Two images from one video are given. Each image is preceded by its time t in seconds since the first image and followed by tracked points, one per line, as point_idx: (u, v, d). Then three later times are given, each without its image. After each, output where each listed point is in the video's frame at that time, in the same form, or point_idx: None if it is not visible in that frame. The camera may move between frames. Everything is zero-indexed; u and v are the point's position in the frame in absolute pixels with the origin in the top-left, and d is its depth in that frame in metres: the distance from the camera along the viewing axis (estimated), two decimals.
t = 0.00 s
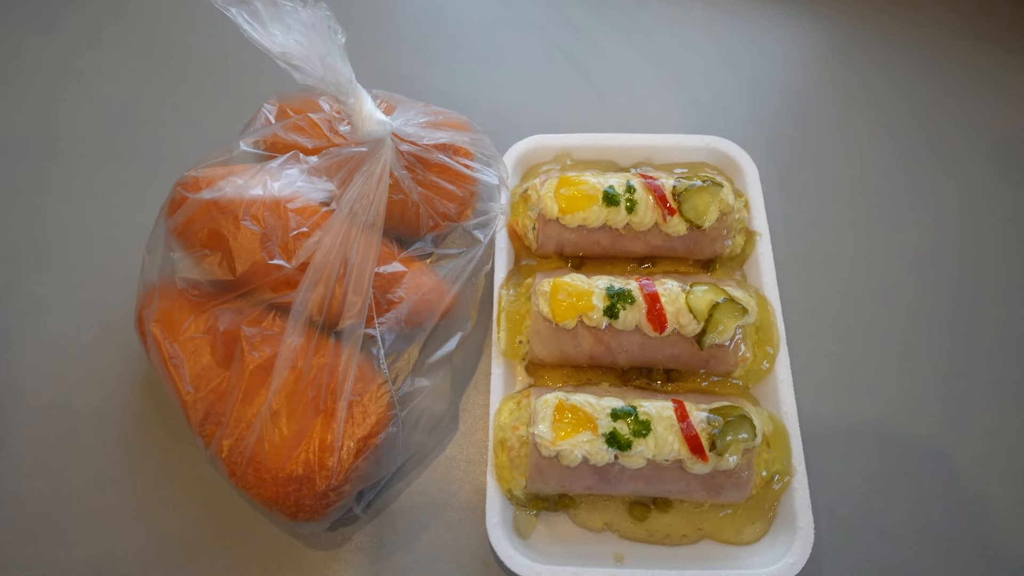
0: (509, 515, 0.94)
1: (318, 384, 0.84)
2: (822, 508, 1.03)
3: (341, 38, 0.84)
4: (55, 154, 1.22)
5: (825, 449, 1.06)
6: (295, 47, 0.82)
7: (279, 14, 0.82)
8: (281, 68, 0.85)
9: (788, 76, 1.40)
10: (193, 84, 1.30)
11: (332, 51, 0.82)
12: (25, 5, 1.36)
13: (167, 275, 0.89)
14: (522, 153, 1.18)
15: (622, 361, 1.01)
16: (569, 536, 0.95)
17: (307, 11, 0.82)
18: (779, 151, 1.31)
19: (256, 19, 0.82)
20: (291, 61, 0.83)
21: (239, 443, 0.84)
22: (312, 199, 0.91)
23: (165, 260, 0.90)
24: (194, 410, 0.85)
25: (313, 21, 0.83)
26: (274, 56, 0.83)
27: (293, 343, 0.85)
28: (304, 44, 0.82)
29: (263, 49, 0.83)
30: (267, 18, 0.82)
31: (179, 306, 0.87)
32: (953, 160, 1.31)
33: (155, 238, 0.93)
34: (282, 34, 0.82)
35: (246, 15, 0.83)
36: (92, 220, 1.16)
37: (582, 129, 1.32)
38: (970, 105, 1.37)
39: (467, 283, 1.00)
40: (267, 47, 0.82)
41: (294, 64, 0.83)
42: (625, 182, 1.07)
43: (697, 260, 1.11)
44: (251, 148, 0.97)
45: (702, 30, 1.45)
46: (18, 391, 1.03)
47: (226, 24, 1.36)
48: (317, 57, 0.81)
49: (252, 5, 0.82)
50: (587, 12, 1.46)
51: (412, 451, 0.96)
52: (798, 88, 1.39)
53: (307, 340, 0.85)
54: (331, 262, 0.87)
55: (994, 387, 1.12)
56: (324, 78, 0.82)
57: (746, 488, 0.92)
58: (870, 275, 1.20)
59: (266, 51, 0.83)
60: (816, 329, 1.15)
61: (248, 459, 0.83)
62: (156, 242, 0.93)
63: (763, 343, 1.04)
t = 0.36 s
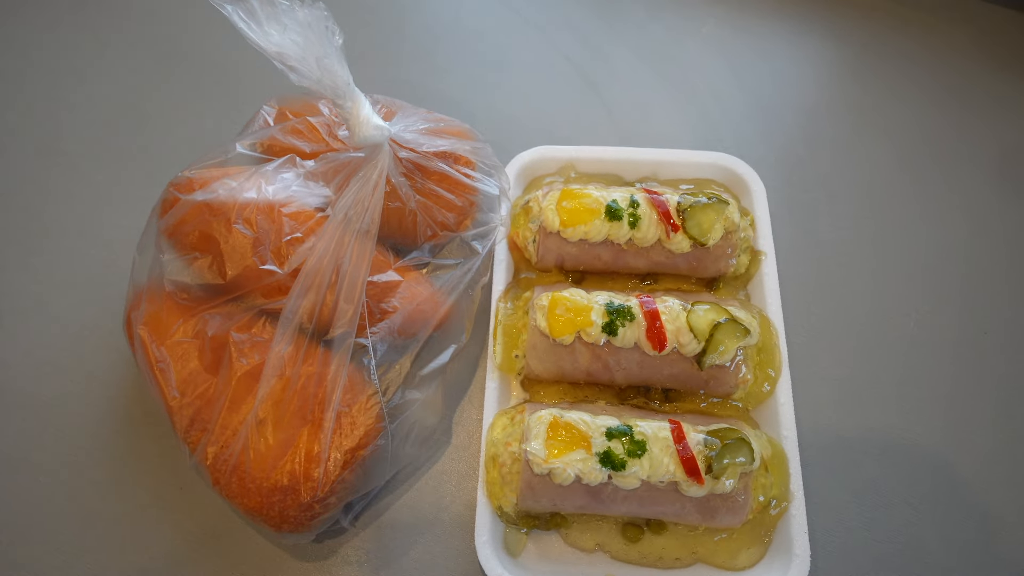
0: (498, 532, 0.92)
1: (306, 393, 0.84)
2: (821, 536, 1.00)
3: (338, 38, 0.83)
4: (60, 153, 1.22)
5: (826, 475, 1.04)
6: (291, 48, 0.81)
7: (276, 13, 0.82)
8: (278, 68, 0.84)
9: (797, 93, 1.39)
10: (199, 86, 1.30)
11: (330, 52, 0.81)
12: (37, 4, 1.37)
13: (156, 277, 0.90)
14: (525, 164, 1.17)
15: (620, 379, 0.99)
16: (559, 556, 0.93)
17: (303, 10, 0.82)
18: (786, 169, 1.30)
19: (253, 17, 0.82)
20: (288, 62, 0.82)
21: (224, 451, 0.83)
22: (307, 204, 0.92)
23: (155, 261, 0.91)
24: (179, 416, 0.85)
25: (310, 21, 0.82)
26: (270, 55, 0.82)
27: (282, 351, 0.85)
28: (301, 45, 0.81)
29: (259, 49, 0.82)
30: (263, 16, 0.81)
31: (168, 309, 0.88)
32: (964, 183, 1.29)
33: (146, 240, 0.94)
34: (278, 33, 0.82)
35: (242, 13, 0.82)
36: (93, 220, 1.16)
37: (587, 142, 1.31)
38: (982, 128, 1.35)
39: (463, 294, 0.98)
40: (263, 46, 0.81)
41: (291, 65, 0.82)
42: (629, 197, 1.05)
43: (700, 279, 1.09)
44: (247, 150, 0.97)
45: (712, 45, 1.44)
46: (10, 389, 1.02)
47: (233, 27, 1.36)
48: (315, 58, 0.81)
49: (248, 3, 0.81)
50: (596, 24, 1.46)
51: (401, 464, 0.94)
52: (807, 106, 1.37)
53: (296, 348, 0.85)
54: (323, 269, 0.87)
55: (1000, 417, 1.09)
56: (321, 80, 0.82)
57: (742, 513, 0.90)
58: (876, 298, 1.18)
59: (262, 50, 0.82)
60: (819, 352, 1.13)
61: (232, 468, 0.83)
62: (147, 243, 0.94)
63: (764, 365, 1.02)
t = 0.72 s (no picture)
0: (493, 534, 0.93)
1: (306, 390, 0.85)
2: (816, 547, 1.00)
3: (346, 43, 0.84)
4: (73, 148, 1.24)
5: (822, 486, 1.04)
6: (300, 51, 0.83)
7: (285, 16, 0.83)
8: (286, 70, 0.86)
9: (804, 105, 1.39)
10: (210, 86, 1.32)
11: (337, 56, 0.83)
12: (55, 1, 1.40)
13: (164, 272, 0.92)
14: (530, 169, 1.18)
15: (618, 384, 1.00)
16: (552, 559, 0.94)
17: (312, 14, 0.83)
18: (791, 180, 1.30)
19: (262, 19, 0.83)
20: (296, 64, 0.83)
21: (224, 445, 0.85)
22: (312, 204, 0.93)
23: (162, 257, 0.92)
24: (182, 409, 0.87)
25: (318, 25, 0.83)
26: (279, 58, 0.83)
27: (283, 348, 0.86)
28: (309, 49, 0.82)
29: (268, 51, 0.84)
30: (272, 19, 0.83)
31: (174, 303, 0.90)
32: (969, 198, 1.29)
33: (154, 236, 0.96)
34: (287, 36, 0.83)
35: (252, 16, 0.83)
36: (103, 215, 1.18)
37: (592, 148, 1.32)
38: (989, 144, 1.35)
39: (463, 296, 1.00)
40: (273, 49, 0.83)
41: (299, 67, 0.83)
42: (630, 204, 1.06)
43: (700, 287, 1.10)
44: (255, 150, 0.98)
45: (720, 55, 1.45)
46: (16, 380, 1.04)
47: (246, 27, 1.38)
48: (322, 61, 0.82)
49: (258, 6, 0.82)
50: (604, 32, 1.47)
51: (399, 463, 0.95)
52: (813, 117, 1.38)
53: (298, 346, 0.86)
54: (326, 268, 0.88)
55: (1000, 433, 1.09)
56: (328, 83, 0.83)
57: (737, 521, 0.90)
58: (877, 310, 1.18)
59: (271, 53, 0.83)
60: (819, 362, 1.13)
61: (231, 462, 0.84)
62: (155, 238, 0.95)
63: (762, 374, 1.02)
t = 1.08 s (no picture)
0: (494, 541, 0.93)
1: (308, 395, 0.85)
2: (818, 557, 0.99)
3: (350, 49, 0.85)
4: (83, 151, 1.26)
5: (824, 496, 1.03)
6: (305, 58, 0.83)
7: (291, 23, 0.83)
8: (290, 76, 0.86)
9: (810, 113, 1.39)
10: (218, 91, 1.33)
11: (342, 63, 0.83)
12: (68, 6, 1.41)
13: (169, 276, 0.93)
14: (534, 176, 1.19)
15: (620, 392, 1.00)
16: (553, 567, 0.94)
17: (317, 21, 0.83)
18: (796, 188, 1.30)
19: (268, 26, 0.83)
20: (301, 71, 0.84)
21: (227, 449, 0.85)
22: (317, 210, 0.93)
23: (168, 261, 0.93)
24: (186, 413, 0.87)
25: (323, 32, 0.84)
26: (284, 64, 0.84)
27: (286, 354, 0.86)
28: (314, 55, 0.83)
29: (273, 58, 0.84)
30: (278, 26, 0.83)
31: (179, 308, 0.90)
32: (975, 208, 1.29)
33: (159, 240, 0.97)
34: (292, 43, 0.83)
35: (257, 22, 0.83)
36: (112, 218, 1.19)
37: (597, 155, 1.32)
38: (996, 154, 1.34)
39: (467, 302, 1.00)
40: (278, 55, 0.83)
41: (304, 73, 0.84)
42: (634, 212, 1.06)
43: (704, 295, 1.10)
44: (261, 155, 1.00)
45: (727, 62, 1.45)
46: (24, 381, 1.05)
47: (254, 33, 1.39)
48: (327, 68, 0.83)
49: (263, 12, 0.82)
50: (610, 39, 1.47)
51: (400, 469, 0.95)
52: (819, 126, 1.38)
53: (300, 351, 0.87)
54: (329, 274, 0.89)
55: (1006, 445, 1.08)
56: (333, 89, 0.84)
57: (738, 531, 0.90)
58: (881, 320, 1.17)
59: (276, 59, 0.84)
60: (823, 372, 1.12)
61: (233, 466, 0.84)
62: (160, 242, 0.96)
63: (765, 383, 1.02)
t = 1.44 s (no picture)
0: (498, 549, 0.92)
1: (312, 402, 0.85)
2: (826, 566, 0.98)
3: (354, 57, 0.86)
4: (92, 159, 1.27)
5: (832, 504, 1.02)
6: (309, 66, 0.84)
7: (294, 32, 0.83)
8: (295, 84, 0.87)
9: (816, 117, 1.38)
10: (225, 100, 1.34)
11: (345, 71, 0.84)
12: (78, 16, 1.43)
13: (174, 283, 0.93)
14: (539, 182, 1.18)
15: (625, 399, 0.99)
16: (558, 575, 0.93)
17: (321, 30, 0.84)
18: (802, 193, 1.29)
19: (272, 35, 0.83)
20: (305, 79, 0.85)
21: (231, 456, 0.85)
22: (322, 217, 0.94)
23: (173, 268, 0.94)
24: (190, 420, 0.88)
25: (327, 40, 0.84)
26: (288, 72, 0.84)
27: (290, 360, 0.86)
28: (317, 63, 0.83)
29: (278, 66, 0.85)
30: (282, 35, 0.83)
31: (184, 315, 0.91)
32: (985, 212, 1.28)
33: (165, 247, 0.97)
34: (296, 52, 0.84)
35: (262, 31, 0.83)
36: (120, 226, 1.20)
37: (602, 161, 1.32)
38: (1005, 158, 1.33)
39: (471, 309, 1.00)
40: (282, 64, 0.84)
41: (308, 82, 0.85)
42: (639, 217, 1.06)
43: (710, 300, 1.09)
44: (266, 163, 1.00)
45: (732, 68, 1.44)
46: (30, 388, 1.05)
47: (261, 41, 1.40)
48: (330, 76, 0.83)
49: (267, 21, 0.83)
50: (616, 45, 1.47)
51: (404, 476, 0.95)
52: (825, 130, 1.37)
53: (304, 358, 0.87)
54: (332, 280, 0.89)
55: (1018, 452, 1.06)
56: (336, 97, 0.84)
57: (745, 539, 0.89)
58: (889, 326, 1.16)
59: (281, 67, 0.84)
60: (831, 378, 1.11)
61: (237, 473, 0.84)
62: (166, 250, 0.96)
63: (771, 390, 1.01)
